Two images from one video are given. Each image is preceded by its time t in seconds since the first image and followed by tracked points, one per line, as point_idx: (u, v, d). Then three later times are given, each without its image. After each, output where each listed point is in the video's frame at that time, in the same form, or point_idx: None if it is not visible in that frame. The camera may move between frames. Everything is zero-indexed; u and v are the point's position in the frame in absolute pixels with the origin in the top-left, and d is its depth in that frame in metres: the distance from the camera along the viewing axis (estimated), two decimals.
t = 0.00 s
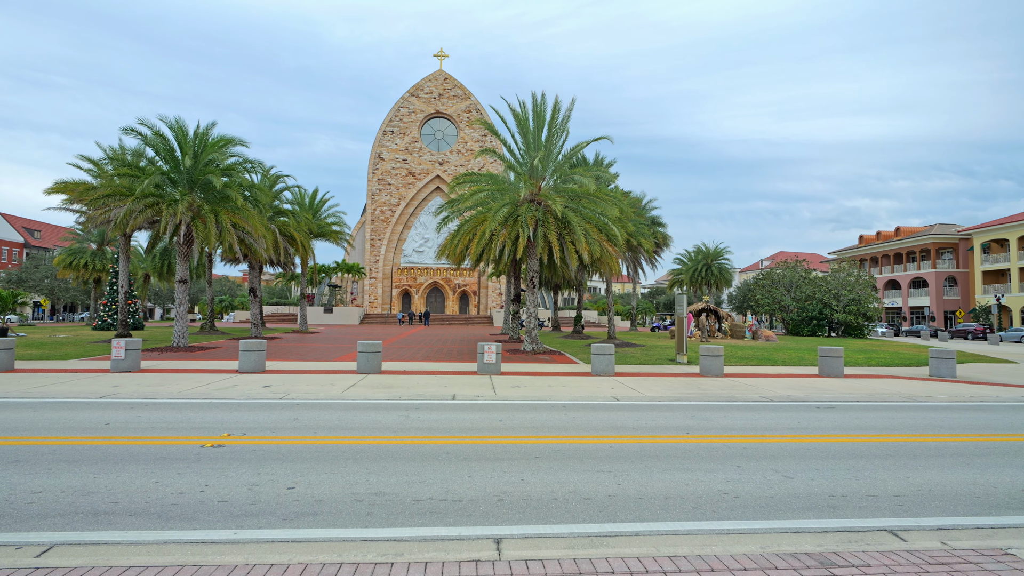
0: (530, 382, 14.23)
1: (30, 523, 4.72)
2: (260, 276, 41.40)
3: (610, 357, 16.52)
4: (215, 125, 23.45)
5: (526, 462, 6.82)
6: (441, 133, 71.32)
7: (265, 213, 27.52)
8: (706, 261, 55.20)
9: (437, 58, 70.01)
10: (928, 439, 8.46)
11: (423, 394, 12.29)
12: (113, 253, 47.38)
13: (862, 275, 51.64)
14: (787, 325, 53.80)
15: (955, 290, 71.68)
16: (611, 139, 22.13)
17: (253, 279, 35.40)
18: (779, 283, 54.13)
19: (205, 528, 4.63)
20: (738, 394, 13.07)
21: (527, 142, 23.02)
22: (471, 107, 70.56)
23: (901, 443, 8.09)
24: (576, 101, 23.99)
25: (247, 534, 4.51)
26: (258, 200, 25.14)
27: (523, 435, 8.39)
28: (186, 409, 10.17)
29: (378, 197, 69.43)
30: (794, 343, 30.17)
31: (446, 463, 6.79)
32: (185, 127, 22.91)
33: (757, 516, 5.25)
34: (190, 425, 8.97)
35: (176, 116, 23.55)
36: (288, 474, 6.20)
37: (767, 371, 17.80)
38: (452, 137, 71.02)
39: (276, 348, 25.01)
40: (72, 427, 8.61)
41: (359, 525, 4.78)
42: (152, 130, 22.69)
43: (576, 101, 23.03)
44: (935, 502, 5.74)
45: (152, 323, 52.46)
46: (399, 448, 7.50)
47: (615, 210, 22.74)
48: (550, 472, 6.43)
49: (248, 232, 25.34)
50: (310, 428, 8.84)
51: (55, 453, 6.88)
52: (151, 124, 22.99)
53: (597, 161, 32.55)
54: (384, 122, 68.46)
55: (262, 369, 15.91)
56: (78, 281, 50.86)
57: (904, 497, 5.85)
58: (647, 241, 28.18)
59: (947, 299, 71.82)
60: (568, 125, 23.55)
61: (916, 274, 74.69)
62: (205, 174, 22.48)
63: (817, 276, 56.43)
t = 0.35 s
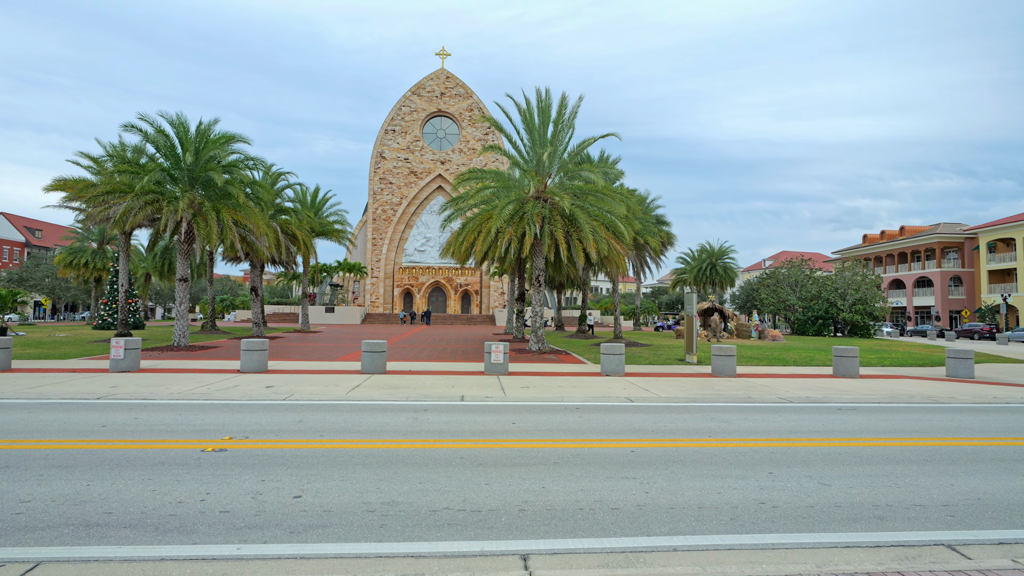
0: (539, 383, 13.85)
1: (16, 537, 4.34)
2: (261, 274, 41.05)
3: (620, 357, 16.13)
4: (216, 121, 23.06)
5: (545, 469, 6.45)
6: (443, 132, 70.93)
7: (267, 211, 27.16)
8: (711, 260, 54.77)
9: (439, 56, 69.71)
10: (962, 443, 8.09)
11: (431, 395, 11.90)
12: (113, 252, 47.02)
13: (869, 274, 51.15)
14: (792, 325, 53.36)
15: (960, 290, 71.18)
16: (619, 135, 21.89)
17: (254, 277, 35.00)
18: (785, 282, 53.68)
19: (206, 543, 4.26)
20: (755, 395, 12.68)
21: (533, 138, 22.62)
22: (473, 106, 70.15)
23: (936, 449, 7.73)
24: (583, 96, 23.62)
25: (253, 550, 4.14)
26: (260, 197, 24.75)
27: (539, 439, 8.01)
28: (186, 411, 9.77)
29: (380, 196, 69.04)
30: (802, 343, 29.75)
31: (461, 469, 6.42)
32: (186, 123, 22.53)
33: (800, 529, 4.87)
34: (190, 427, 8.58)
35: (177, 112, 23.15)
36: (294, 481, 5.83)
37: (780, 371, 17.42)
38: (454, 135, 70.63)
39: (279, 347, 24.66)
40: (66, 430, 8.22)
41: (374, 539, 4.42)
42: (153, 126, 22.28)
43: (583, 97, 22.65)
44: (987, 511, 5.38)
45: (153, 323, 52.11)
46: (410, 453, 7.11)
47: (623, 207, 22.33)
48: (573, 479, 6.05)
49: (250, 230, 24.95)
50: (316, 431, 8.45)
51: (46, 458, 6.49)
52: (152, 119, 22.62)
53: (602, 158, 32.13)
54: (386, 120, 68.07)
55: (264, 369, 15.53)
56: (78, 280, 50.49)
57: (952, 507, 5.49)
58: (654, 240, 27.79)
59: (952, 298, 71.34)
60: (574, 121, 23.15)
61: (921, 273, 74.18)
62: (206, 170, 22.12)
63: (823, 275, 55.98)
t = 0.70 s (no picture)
0: (548, 385, 13.49)
1: None
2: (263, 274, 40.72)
3: (630, 358, 15.79)
4: (218, 118, 22.72)
5: (563, 480, 6.08)
6: (445, 132, 70.60)
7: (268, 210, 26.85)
8: (716, 260, 54.38)
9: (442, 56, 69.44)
10: (997, 450, 7.70)
11: (437, 398, 11.53)
12: (114, 252, 46.72)
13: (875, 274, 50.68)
14: (797, 325, 52.93)
15: (965, 290, 70.73)
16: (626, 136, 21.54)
17: (255, 277, 34.65)
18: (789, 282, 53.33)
19: (202, 564, 3.91)
20: (771, 399, 12.30)
21: (538, 136, 22.24)
22: (475, 105, 69.84)
23: (972, 457, 7.34)
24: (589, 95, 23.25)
25: (253, 572, 3.78)
26: (262, 196, 24.39)
27: (553, 446, 7.66)
28: (183, 415, 9.39)
29: (382, 196, 68.73)
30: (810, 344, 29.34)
31: (475, 480, 6.09)
32: (186, 121, 22.18)
33: (844, 547, 4.51)
34: (187, 433, 8.19)
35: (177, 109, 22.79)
36: (297, 492, 5.47)
37: (793, 373, 17.02)
38: (456, 135, 70.35)
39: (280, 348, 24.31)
40: (58, 435, 7.85)
41: (385, 558, 4.07)
42: (153, 123, 21.96)
43: (590, 95, 22.31)
44: None
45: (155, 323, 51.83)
46: (418, 462, 6.75)
47: (630, 207, 21.97)
48: (594, 490, 5.68)
49: (252, 229, 24.61)
50: (320, 436, 8.08)
51: (35, 467, 6.12)
52: (152, 117, 22.28)
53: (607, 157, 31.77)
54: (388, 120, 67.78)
55: (265, 371, 15.20)
56: (79, 280, 50.20)
57: (1003, 522, 5.12)
58: (660, 240, 27.42)
59: (957, 298, 70.87)
60: (581, 119, 22.79)
61: (926, 274, 73.73)
62: (206, 169, 21.77)
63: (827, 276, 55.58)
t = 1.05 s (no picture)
0: (556, 389, 13.13)
1: None
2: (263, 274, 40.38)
3: (638, 360, 15.40)
4: (217, 115, 22.32)
5: (581, 492, 5.71)
6: (446, 131, 70.23)
7: (268, 209, 26.50)
8: (720, 260, 54.00)
9: (443, 55, 69.19)
10: None
11: (442, 402, 11.16)
12: (113, 252, 46.43)
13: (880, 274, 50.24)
14: (801, 325, 52.51)
15: (969, 290, 70.31)
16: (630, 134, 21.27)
17: (255, 277, 34.27)
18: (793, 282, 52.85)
19: None
20: (786, 402, 11.92)
21: (543, 134, 21.89)
22: (477, 105, 69.47)
23: (1009, 466, 6.95)
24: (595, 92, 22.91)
25: None
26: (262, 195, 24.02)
27: (567, 454, 7.30)
28: (178, 421, 9.02)
29: (382, 196, 68.34)
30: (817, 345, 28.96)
31: (486, 492, 5.72)
32: (186, 118, 21.79)
33: (895, 572, 4.11)
34: (181, 440, 7.79)
35: (176, 107, 22.41)
36: (297, 508, 5.10)
37: (804, 375, 16.64)
38: (458, 135, 70.01)
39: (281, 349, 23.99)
40: (45, 442, 7.45)
41: None
42: (152, 121, 21.58)
43: (597, 93, 21.91)
44: None
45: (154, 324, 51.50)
46: (425, 473, 6.37)
47: (636, 206, 21.58)
48: (615, 505, 5.30)
49: (252, 228, 24.23)
50: (322, 444, 7.68)
51: (18, 479, 5.75)
52: (150, 114, 21.90)
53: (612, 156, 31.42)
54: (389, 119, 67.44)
55: (264, 373, 14.84)
56: (78, 280, 49.88)
57: None
58: (666, 239, 27.03)
59: (961, 299, 70.43)
60: (587, 117, 22.41)
61: (930, 274, 73.33)
62: (206, 167, 21.35)
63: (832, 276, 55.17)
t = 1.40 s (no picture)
0: (565, 390, 12.78)
1: None
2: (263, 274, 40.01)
3: (648, 361, 15.05)
4: (217, 112, 21.92)
5: (605, 504, 5.34)
6: (447, 131, 69.92)
7: (268, 208, 26.14)
8: (723, 259, 53.70)
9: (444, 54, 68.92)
10: None
11: (449, 404, 10.80)
12: (112, 252, 46.06)
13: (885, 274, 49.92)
14: (804, 325, 52.13)
15: (972, 290, 69.96)
16: (636, 129, 21.27)
17: (255, 276, 33.89)
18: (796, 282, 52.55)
19: None
20: (803, 404, 11.55)
21: (548, 131, 21.52)
22: (478, 104, 69.17)
23: None
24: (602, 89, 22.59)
25: None
26: (262, 193, 23.64)
27: (585, 459, 6.94)
28: (175, 424, 8.65)
29: (383, 195, 67.97)
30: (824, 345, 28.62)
31: (504, 502, 5.35)
32: (185, 114, 21.39)
33: None
34: (178, 446, 7.41)
35: (175, 103, 22.02)
36: (301, 521, 4.74)
37: (816, 376, 16.29)
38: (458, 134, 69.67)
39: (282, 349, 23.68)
40: (35, 448, 7.08)
41: None
42: (150, 117, 21.20)
43: (604, 90, 21.54)
44: None
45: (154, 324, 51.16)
46: (437, 480, 6.01)
47: (643, 204, 21.20)
48: (643, 518, 4.93)
49: (251, 226, 23.83)
50: (327, 449, 7.31)
51: (4, 488, 5.40)
52: (149, 110, 21.52)
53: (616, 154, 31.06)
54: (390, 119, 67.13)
55: (265, 374, 14.49)
56: (76, 280, 49.50)
57: None
58: (672, 237, 26.62)
59: (964, 298, 70.07)
60: (593, 114, 22.06)
61: (933, 274, 72.99)
62: (205, 164, 20.95)
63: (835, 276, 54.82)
